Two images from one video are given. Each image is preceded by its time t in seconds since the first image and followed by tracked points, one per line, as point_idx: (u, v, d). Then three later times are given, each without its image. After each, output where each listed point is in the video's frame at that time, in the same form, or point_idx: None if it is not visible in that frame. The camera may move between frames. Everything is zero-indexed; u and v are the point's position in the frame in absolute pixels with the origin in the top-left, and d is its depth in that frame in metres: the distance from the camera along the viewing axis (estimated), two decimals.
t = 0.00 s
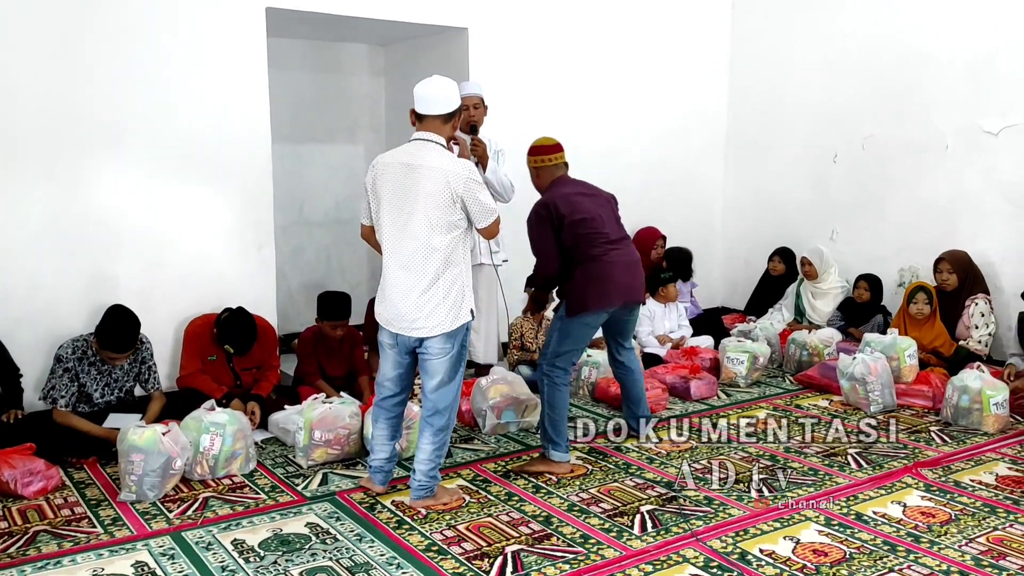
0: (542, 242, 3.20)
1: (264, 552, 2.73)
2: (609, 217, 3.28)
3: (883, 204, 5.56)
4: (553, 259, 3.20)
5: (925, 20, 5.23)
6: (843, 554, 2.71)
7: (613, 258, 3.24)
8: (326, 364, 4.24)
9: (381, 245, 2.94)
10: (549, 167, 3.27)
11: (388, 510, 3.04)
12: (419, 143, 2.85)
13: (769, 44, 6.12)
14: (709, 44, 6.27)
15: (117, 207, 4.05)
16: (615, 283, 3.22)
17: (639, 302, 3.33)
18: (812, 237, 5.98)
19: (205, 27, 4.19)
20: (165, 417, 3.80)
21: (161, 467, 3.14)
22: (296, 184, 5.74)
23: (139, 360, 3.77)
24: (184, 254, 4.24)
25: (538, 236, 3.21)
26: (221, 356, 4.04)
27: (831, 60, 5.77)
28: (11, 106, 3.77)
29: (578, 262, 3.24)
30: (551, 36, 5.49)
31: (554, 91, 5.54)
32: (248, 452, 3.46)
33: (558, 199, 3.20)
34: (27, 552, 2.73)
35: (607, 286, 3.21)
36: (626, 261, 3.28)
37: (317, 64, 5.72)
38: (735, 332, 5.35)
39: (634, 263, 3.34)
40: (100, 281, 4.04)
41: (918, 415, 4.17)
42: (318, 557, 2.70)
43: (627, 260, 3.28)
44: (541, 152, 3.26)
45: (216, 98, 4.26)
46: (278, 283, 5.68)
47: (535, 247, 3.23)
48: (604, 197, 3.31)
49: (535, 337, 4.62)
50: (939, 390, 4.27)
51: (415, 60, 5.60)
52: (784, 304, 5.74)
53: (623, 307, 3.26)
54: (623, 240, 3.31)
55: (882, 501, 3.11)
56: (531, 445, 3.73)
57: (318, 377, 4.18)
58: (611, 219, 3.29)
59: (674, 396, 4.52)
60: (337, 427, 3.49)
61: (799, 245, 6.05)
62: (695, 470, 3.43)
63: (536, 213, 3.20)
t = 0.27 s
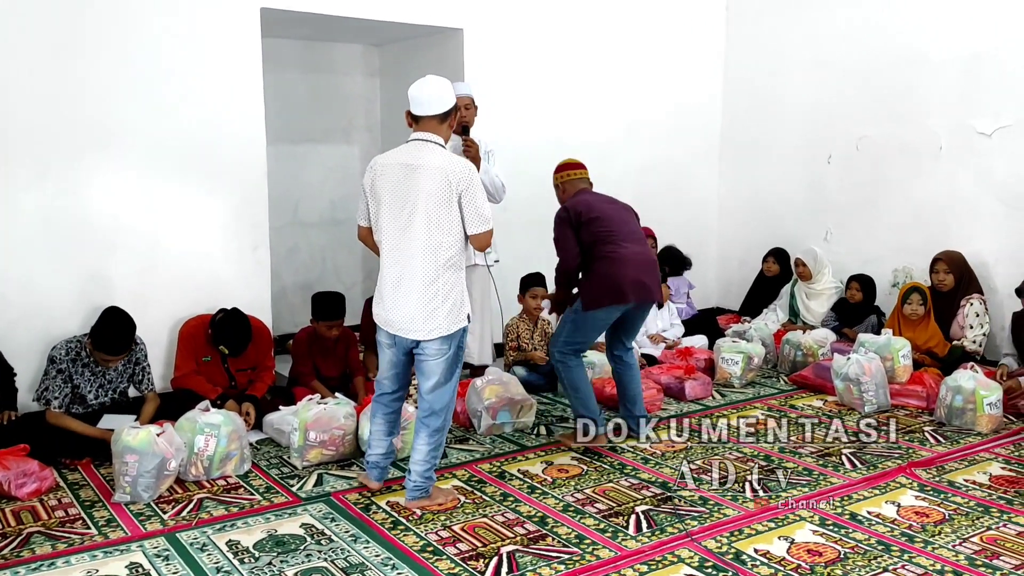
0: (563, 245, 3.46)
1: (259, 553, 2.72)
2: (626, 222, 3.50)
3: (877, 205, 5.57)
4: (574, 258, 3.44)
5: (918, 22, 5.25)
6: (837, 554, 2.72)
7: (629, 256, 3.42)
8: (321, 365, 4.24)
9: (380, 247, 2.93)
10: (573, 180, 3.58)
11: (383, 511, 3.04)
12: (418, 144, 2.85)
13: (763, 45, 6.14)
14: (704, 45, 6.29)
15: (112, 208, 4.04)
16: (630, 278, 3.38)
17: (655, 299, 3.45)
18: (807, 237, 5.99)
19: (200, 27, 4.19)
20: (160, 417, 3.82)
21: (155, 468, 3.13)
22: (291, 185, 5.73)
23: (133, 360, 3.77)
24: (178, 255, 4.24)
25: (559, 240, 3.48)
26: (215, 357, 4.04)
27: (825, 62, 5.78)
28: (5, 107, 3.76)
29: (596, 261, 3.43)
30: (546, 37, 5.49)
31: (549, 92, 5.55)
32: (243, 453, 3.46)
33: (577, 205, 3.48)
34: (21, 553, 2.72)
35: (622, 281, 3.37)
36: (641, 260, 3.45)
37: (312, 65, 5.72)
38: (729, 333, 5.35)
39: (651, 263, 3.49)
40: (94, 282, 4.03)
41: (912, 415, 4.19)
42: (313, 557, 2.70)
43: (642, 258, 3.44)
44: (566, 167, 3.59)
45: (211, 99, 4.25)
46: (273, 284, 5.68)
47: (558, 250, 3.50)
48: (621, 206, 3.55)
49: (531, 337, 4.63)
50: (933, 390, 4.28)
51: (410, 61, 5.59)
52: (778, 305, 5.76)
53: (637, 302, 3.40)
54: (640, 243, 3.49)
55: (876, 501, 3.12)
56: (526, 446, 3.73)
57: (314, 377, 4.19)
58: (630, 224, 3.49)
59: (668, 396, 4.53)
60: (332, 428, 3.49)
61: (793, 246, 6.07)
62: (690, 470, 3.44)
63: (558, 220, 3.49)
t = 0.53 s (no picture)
0: (569, 280, 3.60)
1: (255, 553, 2.72)
2: (634, 267, 3.64)
3: (872, 204, 5.58)
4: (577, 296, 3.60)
5: (913, 22, 5.26)
6: (833, 553, 2.73)
7: (632, 304, 3.59)
8: (317, 365, 4.23)
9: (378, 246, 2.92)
10: (580, 212, 3.69)
11: (380, 511, 3.04)
12: (417, 142, 2.85)
13: (759, 45, 6.14)
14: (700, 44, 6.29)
15: (106, 207, 4.03)
16: (630, 329, 3.59)
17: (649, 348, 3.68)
18: (802, 237, 6.00)
19: (196, 26, 4.18)
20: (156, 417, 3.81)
21: (151, 468, 3.13)
22: (287, 184, 5.73)
23: (129, 361, 3.75)
24: (174, 254, 4.23)
25: (566, 273, 3.60)
26: (211, 357, 4.03)
27: (820, 62, 5.79)
28: None
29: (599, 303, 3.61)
30: (542, 36, 5.49)
31: (545, 91, 5.55)
32: (239, 452, 3.45)
33: (589, 243, 3.59)
34: (16, 553, 2.71)
35: (621, 330, 3.58)
36: (642, 309, 3.64)
37: (308, 64, 5.71)
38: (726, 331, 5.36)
39: (650, 310, 3.69)
40: (90, 282, 4.03)
41: (908, 414, 4.20)
42: (309, 557, 2.70)
43: (643, 308, 3.63)
44: (576, 198, 3.69)
45: (207, 98, 4.25)
46: (269, 283, 5.67)
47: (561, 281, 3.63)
48: (631, 246, 3.68)
49: (529, 336, 4.63)
50: (929, 390, 4.29)
51: (406, 60, 5.59)
52: (774, 304, 5.77)
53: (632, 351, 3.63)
54: (643, 289, 3.66)
55: (872, 500, 3.13)
56: (522, 445, 3.73)
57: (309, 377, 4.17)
58: (633, 265, 3.64)
59: (665, 395, 4.54)
60: (328, 428, 3.49)
61: (789, 245, 6.07)
62: (686, 469, 3.44)
63: (568, 254, 3.60)
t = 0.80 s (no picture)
0: (566, 322, 3.84)
1: (252, 551, 2.72)
2: (628, 318, 3.84)
3: (869, 203, 5.59)
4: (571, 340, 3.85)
5: (910, 21, 5.27)
6: (829, 551, 2.73)
7: (617, 356, 3.84)
8: (313, 363, 4.22)
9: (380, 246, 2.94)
10: (588, 249, 3.86)
11: (376, 510, 3.04)
12: (414, 140, 2.85)
13: (755, 44, 6.15)
14: (696, 43, 6.29)
15: (102, 206, 4.02)
16: (614, 379, 3.87)
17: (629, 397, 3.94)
18: (799, 236, 6.01)
19: (192, 24, 4.17)
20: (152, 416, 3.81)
21: (147, 466, 3.13)
22: (283, 182, 5.72)
23: (125, 360, 3.75)
24: (170, 253, 4.22)
25: (564, 314, 3.84)
26: (207, 356, 4.02)
27: (817, 60, 5.80)
28: None
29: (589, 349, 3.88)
30: (539, 34, 5.49)
31: (542, 89, 5.54)
32: (236, 451, 3.45)
33: (592, 288, 3.79)
34: (12, 552, 2.71)
35: (603, 382, 3.87)
36: (628, 360, 3.88)
37: (304, 62, 5.70)
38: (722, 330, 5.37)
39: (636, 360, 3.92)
40: (85, 280, 4.02)
41: (904, 413, 4.21)
42: (306, 556, 2.69)
43: (628, 360, 3.87)
44: (583, 234, 3.84)
45: (203, 96, 4.24)
46: (265, 282, 5.66)
47: (560, 318, 3.86)
48: (631, 292, 3.87)
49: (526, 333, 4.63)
50: (925, 388, 4.30)
51: (402, 59, 5.58)
52: (771, 302, 5.78)
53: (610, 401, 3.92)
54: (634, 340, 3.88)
55: (868, 498, 3.13)
56: (519, 443, 3.73)
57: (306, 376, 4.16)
58: (629, 315, 3.85)
59: (662, 394, 4.54)
60: (325, 426, 3.48)
61: (785, 244, 6.08)
62: (683, 468, 3.44)
63: (569, 297, 3.82)
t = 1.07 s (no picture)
0: (564, 324, 3.83)
1: (248, 550, 2.71)
2: (620, 319, 3.90)
3: (865, 202, 5.59)
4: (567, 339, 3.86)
5: (906, 20, 5.27)
6: (826, 549, 2.73)
7: (607, 355, 3.91)
8: (310, 362, 4.22)
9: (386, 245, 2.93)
10: (587, 249, 3.85)
11: (373, 508, 3.04)
12: (417, 138, 2.86)
13: (751, 43, 6.15)
14: (692, 42, 6.29)
15: (98, 204, 4.02)
16: (605, 377, 3.93)
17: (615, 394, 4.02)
18: (795, 235, 6.01)
19: (188, 23, 4.16)
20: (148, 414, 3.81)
21: (143, 465, 3.12)
22: (279, 181, 5.71)
23: (121, 358, 3.74)
24: (166, 252, 4.22)
25: (563, 315, 3.82)
26: (204, 354, 4.02)
27: (813, 60, 5.80)
28: None
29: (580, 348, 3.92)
30: (535, 33, 5.49)
31: (538, 89, 5.54)
32: (232, 450, 3.44)
33: (590, 290, 3.81)
34: (8, 552, 2.70)
35: (593, 381, 3.93)
36: (616, 359, 3.95)
37: (301, 61, 5.70)
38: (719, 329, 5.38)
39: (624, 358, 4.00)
40: (81, 279, 4.01)
41: (900, 411, 4.21)
42: (302, 555, 2.69)
43: (617, 360, 3.95)
44: (585, 232, 3.82)
45: (199, 94, 4.23)
46: (262, 281, 5.66)
47: (556, 318, 3.84)
48: (624, 292, 3.91)
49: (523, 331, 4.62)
50: (920, 387, 4.33)
51: (399, 58, 5.58)
52: (767, 301, 5.79)
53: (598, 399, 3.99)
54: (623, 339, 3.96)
55: (864, 496, 3.14)
56: (516, 442, 3.73)
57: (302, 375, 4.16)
58: (622, 315, 3.90)
59: (658, 392, 4.54)
60: (322, 425, 3.48)
61: (782, 243, 6.08)
62: (679, 467, 3.44)
63: (568, 299, 3.80)
